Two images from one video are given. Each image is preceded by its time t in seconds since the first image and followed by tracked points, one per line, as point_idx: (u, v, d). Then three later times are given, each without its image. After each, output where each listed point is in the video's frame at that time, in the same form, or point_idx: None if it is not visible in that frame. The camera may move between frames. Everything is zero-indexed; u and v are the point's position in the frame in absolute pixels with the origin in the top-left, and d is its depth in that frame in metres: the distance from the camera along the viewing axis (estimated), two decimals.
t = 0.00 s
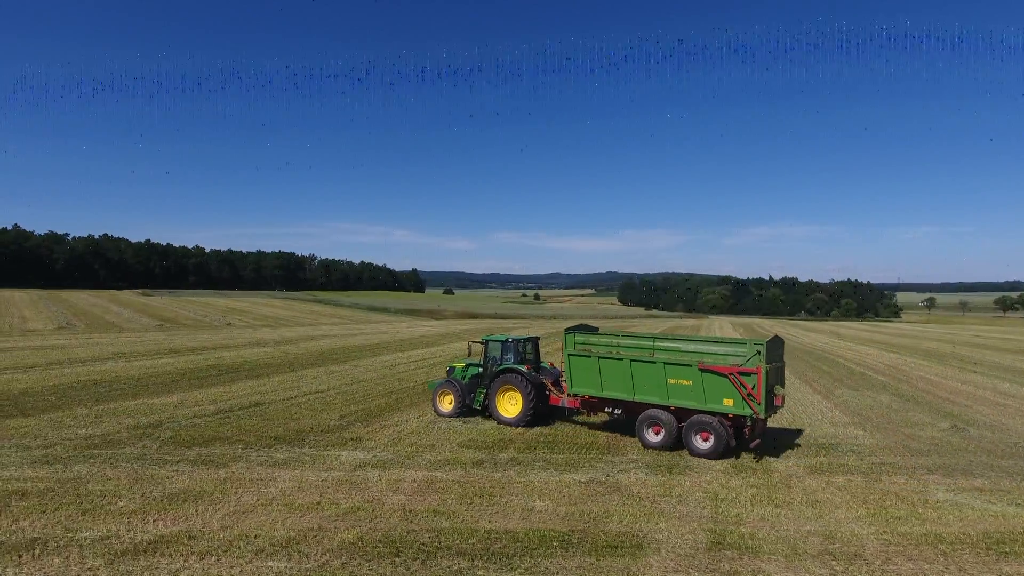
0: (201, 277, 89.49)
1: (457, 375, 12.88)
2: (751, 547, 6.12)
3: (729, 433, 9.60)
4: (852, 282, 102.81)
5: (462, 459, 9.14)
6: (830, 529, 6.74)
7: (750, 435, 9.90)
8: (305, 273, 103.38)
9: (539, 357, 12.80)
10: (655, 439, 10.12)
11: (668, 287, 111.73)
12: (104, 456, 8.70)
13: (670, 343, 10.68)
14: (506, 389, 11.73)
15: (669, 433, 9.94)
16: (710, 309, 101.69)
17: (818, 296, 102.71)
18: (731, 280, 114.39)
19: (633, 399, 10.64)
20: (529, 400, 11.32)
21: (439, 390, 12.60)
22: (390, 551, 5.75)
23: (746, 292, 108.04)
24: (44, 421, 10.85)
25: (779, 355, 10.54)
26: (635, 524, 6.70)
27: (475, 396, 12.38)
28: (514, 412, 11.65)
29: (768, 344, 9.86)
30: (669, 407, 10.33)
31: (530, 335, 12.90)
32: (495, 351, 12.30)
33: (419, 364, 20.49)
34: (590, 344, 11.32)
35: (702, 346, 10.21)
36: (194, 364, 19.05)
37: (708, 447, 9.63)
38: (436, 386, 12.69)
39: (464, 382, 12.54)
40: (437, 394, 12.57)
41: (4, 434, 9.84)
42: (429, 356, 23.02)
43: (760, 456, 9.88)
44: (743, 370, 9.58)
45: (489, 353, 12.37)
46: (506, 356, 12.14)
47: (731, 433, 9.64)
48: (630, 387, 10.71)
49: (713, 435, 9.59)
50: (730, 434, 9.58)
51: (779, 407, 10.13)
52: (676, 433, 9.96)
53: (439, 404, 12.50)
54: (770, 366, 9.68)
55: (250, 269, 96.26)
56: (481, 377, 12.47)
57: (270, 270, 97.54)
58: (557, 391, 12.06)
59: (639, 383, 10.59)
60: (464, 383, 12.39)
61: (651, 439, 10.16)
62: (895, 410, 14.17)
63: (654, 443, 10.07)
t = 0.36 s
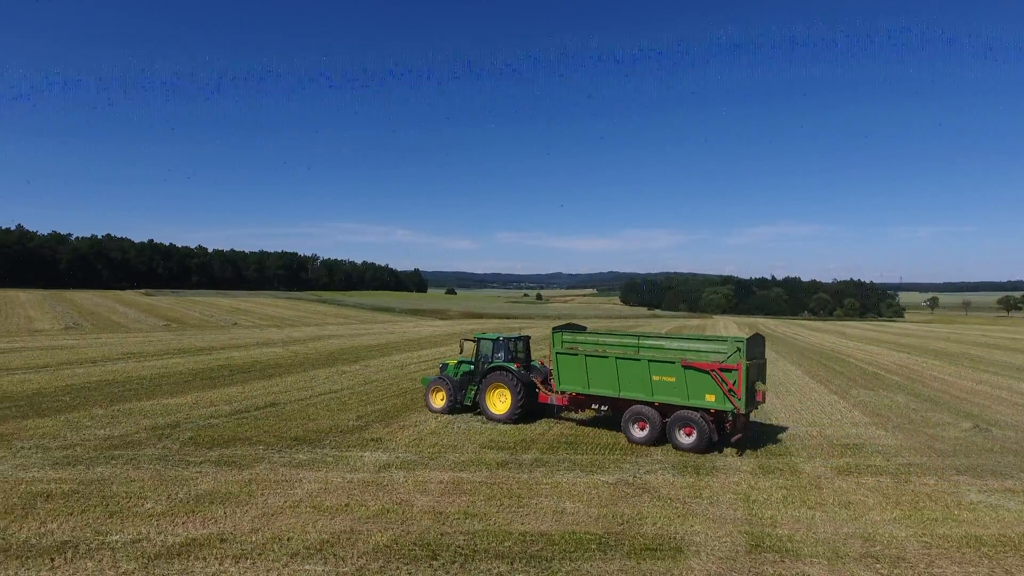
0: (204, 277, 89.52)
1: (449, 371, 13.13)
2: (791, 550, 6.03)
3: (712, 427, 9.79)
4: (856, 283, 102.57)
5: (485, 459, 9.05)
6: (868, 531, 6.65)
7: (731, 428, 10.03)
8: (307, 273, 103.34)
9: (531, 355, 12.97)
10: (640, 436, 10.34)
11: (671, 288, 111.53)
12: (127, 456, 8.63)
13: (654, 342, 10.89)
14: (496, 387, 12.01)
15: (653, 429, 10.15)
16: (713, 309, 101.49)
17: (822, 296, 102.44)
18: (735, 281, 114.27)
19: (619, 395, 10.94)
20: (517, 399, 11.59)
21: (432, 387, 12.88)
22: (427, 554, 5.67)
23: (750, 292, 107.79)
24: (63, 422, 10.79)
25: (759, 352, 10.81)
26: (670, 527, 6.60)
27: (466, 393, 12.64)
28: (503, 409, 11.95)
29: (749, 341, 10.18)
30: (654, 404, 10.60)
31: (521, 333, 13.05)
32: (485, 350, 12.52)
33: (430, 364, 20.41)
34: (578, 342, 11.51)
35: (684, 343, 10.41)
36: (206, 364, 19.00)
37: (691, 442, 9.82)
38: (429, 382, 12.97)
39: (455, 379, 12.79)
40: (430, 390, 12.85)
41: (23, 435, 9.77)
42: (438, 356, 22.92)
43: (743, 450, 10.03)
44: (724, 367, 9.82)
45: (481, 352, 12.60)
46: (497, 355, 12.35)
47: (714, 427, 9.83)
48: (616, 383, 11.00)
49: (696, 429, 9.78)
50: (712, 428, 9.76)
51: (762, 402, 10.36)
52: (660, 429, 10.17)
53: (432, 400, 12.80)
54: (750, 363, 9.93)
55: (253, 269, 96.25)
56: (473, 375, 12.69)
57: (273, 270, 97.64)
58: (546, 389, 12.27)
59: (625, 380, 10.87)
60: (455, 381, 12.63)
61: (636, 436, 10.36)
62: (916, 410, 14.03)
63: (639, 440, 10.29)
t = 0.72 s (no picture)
0: (208, 277, 89.52)
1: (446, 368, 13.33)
2: (837, 554, 5.90)
3: (697, 424, 10.02)
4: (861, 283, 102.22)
5: (511, 460, 8.94)
6: (912, 535, 6.52)
7: (716, 425, 10.30)
8: (311, 273, 103.28)
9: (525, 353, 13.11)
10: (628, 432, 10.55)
11: (675, 288, 111.25)
12: (149, 458, 8.52)
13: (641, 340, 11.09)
14: (489, 384, 12.17)
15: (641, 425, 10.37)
16: (718, 309, 101.23)
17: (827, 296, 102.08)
18: (740, 280, 113.99)
19: (608, 393, 11.15)
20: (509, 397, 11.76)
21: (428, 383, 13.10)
22: (467, 557, 5.56)
23: (754, 292, 107.50)
24: (82, 422, 10.68)
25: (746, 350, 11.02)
26: (709, 530, 6.47)
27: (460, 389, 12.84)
28: (495, 406, 12.13)
29: (733, 339, 10.42)
30: (640, 401, 10.81)
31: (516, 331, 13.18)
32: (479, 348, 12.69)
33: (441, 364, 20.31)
34: (567, 340, 11.79)
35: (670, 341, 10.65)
36: (218, 364, 18.93)
37: (677, 438, 10.02)
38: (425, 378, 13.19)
39: (450, 376, 12.98)
40: (427, 387, 13.07)
41: (43, 436, 9.67)
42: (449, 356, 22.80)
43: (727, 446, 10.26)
44: (708, 364, 10.05)
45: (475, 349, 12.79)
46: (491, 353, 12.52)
47: (699, 424, 10.00)
48: (604, 381, 11.20)
49: (682, 426, 10.00)
50: (698, 425, 9.97)
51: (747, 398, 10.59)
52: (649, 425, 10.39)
53: (428, 396, 13.03)
54: (734, 360, 10.17)
55: (257, 269, 96.21)
56: (467, 372, 12.87)
57: (277, 270, 97.66)
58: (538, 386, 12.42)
59: (612, 378, 11.08)
60: (450, 378, 12.83)
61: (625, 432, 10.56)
62: (939, 411, 13.87)
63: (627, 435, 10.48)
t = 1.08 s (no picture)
0: (217, 278, 89.76)
1: (444, 366, 13.56)
2: (891, 560, 5.74)
3: (689, 420, 10.17)
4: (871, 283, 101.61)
5: (542, 462, 8.80)
6: (963, 540, 6.35)
7: (706, 421, 10.53)
8: (319, 274, 103.46)
9: (522, 351, 13.30)
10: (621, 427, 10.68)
11: (683, 288, 110.94)
12: (178, 459, 8.42)
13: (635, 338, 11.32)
14: (486, 381, 12.37)
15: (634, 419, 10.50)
16: (726, 309, 100.81)
17: (837, 296, 101.49)
18: (748, 280, 113.50)
19: (602, 388, 11.28)
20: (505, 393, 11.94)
21: (427, 381, 13.33)
22: (512, 563, 5.43)
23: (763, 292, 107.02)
24: (106, 423, 10.59)
25: (736, 346, 11.20)
26: (755, 534, 6.32)
27: (459, 386, 13.04)
28: (492, 403, 12.30)
29: (724, 337, 10.57)
30: (634, 396, 10.93)
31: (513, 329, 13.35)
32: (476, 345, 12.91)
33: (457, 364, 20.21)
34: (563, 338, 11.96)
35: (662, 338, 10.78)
36: (235, 363, 18.89)
37: (670, 433, 10.17)
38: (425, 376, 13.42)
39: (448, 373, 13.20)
40: (426, 384, 13.30)
41: (69, 436, 9.60)
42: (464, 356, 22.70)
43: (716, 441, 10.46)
44: (699, 361, 10.19)
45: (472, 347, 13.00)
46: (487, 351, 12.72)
47: (691, 419, 10.20)
48: (599, 377, 11.34)
49: (675, 422, 10.15)
50: (689, 420, 10.14)
51: (737, 396, 10.74)
52: (641, 420, 10.53)
53: (428, 394, 13.26)
54: (725, 357, 10.30)
55: (265, 270, 96.42)
56: (464, 370, 13.08)
57: (285, 270, 97.96)
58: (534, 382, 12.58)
59: (607, 374, 11.22)
60: (449, 375, 13.05)
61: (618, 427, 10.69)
62: (969, 413, 13.62)
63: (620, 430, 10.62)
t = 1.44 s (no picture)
0: (223, 278, 89.79)
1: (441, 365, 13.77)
2: (947, 566, 5.57)
3: (678, 416, 10.32)
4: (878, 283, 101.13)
5: (570, 464, 8.66)
6: (1016, 545, 6.17)
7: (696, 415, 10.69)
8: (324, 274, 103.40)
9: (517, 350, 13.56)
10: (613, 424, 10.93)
11: (689, 288, 110.63)
12: (204, 461, 8.30)
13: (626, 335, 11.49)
14: (481, 378, 12.59)
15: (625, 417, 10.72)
16: (733, 309, 100.46)
17: (844, 296, 101.03)
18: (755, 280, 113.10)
19: (593, 385, 11.46)
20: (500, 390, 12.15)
21: (425, 380, 13.52)
22: (559, 570, 5.28)
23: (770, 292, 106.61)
24: (127, 424, 10.47)
25: (725, 344, 11.32)
26: (801, 539, 6.15)
27: (455, 384, 13.23)
28: (487, 400, 12.51)
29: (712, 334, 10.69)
30: (624, 393, 11.09)
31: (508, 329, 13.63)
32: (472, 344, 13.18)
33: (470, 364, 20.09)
34: (556, 335, 12.13)
35: (652, 336, 10.93)
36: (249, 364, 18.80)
37: (660, 430, 10.33)
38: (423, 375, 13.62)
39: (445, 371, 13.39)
40: (423, 383, 13.49)
41: (91, 438, 9.47)
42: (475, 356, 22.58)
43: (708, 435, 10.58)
44: (687, 358, 10.33)
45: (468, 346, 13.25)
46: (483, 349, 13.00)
47: (680, 416, 10.35)
48: (590, 374, 11.50)
49: (663, 418, 10.32)
50: (678, 416, 10.29)
51: (726, 392, 10.85)
52: (632, 417, 10.74)
53: (425, 392, 13.44)
54: (713, 354, 10.43)
55: (271, 270, 96.40)
56: (460, 368, 13.30)
57: (290, 270, 98.01)
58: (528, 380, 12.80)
59: (598, 371, 11.37)
60: (446, 373, 13.25)
61: (610, 424, 10.94)
62: (997, 413, 13.41)
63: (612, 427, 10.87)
